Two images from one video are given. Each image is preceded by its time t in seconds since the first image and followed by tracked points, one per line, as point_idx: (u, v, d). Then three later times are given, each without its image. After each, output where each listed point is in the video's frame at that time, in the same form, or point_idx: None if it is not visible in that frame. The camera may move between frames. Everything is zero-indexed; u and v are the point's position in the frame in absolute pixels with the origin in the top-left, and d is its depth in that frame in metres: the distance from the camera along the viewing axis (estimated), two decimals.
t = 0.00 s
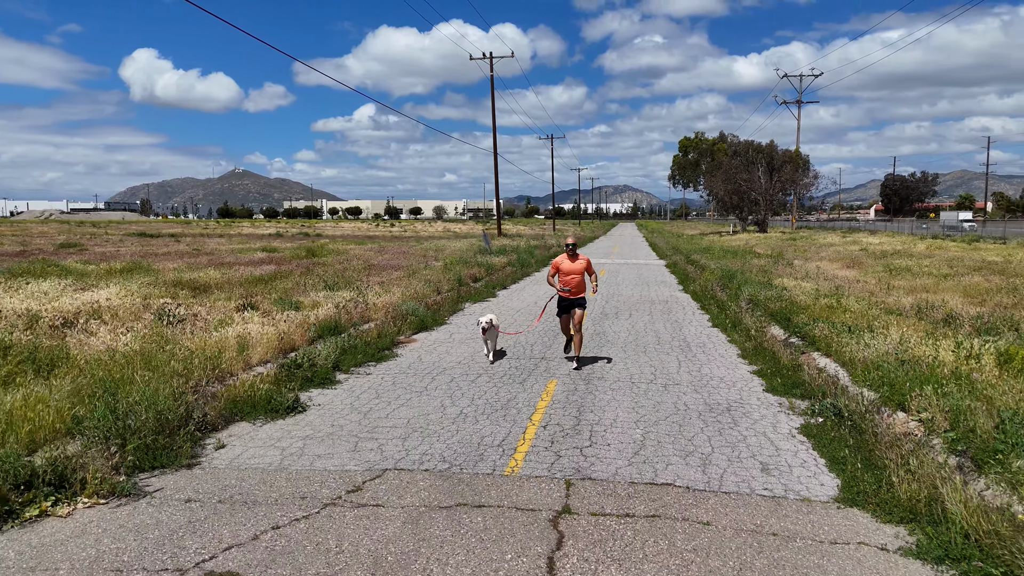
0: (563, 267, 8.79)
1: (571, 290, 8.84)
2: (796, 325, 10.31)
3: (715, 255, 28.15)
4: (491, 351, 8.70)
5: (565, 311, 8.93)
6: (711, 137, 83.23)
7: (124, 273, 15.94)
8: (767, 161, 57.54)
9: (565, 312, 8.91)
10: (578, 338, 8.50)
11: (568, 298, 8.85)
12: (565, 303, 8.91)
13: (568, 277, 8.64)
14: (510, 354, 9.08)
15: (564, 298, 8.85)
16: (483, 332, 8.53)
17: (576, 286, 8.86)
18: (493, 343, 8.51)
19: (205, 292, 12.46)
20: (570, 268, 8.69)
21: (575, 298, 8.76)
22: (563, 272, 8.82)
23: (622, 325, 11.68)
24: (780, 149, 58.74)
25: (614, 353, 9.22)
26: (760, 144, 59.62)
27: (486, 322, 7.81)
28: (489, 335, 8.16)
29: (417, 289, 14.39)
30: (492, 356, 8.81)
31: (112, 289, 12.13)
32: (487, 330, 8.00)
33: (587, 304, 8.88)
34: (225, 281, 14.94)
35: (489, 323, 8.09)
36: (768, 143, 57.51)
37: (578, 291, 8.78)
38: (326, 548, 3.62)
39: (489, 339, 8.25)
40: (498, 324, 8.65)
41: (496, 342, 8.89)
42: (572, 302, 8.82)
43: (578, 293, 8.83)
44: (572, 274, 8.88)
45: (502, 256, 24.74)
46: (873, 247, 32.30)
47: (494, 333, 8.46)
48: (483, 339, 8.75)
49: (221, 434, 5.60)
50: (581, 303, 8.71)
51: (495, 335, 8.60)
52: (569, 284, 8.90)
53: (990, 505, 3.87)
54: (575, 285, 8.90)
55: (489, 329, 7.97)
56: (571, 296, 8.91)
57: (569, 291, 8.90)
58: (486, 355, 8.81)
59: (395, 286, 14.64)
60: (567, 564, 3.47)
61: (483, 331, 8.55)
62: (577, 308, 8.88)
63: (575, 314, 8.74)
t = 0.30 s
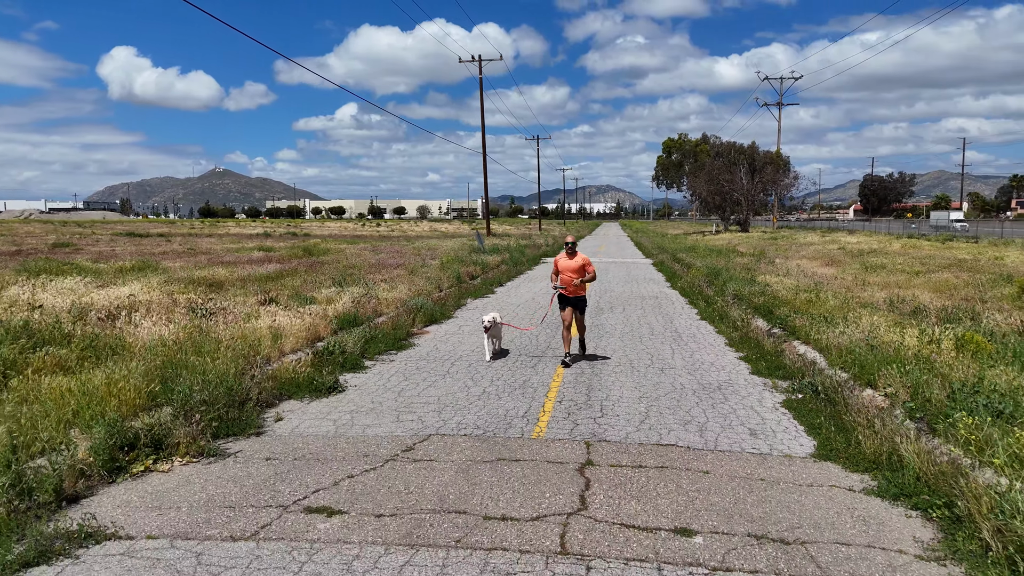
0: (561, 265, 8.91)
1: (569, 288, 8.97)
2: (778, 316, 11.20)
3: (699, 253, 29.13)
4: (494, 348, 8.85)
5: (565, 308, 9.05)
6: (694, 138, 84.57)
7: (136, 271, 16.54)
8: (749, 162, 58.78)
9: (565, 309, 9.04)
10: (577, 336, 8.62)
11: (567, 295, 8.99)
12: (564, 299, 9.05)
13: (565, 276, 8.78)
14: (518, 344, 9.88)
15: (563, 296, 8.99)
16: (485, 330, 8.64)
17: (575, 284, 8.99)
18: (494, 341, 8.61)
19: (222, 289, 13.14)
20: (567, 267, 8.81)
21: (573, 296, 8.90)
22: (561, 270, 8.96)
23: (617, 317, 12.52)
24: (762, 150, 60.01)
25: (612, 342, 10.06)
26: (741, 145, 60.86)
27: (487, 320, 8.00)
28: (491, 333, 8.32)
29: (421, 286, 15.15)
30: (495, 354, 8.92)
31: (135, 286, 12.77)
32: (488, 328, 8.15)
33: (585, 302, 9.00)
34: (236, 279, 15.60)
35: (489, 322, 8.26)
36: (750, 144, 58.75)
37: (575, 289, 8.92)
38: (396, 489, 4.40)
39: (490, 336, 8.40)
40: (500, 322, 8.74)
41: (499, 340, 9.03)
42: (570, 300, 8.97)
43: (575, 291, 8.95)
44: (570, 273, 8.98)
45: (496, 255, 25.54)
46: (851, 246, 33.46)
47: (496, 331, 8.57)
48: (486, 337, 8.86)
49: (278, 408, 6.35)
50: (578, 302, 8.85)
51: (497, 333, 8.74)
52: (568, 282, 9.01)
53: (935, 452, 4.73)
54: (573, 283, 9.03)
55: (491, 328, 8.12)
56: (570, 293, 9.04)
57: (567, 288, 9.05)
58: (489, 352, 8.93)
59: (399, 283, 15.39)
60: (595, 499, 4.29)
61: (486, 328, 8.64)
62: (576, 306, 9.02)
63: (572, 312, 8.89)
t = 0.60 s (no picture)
0: (565, 265, 9.19)
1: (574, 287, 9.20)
2: (762, 310, 12.10)
3: (686, 253, 30.08)
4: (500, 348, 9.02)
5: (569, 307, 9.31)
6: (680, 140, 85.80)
7: (149, 269, 17.18)
8: (733, 164, 59.95)
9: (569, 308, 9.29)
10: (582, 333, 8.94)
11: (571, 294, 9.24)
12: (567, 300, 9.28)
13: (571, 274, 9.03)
14: (523, 336, 10.70)
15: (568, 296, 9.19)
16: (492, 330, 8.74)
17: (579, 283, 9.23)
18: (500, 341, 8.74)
19: (238, 286, 13.84)
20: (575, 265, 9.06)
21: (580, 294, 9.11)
22: (566, 270, 9.20)
23: (613, 312, 13.39)
24: (746, 152, 61.22)
25: (610, 333, 10.90)
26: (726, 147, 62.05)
27: (493, 320, 8.19)
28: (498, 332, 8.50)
29: (425, 283, 15.93)
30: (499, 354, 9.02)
31: (156, 283, 13.45)
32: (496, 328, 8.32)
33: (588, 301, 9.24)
34: (248, 276, 16.30)
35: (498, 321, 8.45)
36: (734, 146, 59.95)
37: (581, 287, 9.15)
38: (442, 449, 5.20)
39: (498, 336, 8.54)
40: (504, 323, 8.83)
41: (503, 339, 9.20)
42: (576, 299, 9.19)
43: (580, 290, 9.18)
44: (574, 272, 9.23)
45: (491, 254, 26.35)
46: (832, 246, 34.55)
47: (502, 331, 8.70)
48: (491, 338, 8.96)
49: (320, 389, 7.12)
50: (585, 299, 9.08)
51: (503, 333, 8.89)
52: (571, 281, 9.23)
53: (893, 416, 5.60)
54: (577, 283, 9.26)
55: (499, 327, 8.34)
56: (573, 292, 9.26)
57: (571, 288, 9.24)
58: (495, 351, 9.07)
59: (404, 280, 16.16)
60: (610, 455, 5.11)
61: (491, 330, 8.72)
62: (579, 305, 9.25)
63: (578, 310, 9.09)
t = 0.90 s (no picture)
0: (564, 265, 9.60)
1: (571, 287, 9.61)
2: (746, 304, 12.99)
3: (674, 252, 31.03)
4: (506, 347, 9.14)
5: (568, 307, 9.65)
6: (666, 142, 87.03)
7: (160, 268, 17.83)
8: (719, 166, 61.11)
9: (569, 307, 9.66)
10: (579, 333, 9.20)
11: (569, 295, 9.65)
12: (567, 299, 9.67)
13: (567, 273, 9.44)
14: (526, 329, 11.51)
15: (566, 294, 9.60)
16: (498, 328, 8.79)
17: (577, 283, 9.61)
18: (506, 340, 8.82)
19: (252, 283, 14.55)
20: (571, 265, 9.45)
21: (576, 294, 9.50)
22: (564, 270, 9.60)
23: (607, 307, 14.23)
24: (731, 154, 62.40)
25: (607, 326, 11.73)
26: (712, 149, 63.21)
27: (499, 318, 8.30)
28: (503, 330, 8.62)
29: (427, 281, 16.71)
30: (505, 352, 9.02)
31: (174, 281, 14.14)
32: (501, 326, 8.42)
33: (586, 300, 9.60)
34: (257, 274, 16.98)
35: (502, 321, 8.52)
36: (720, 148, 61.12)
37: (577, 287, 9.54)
38: (471, 419, 6.00)
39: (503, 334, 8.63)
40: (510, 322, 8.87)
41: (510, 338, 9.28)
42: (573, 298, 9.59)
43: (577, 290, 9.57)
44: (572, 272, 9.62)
45: (485, 254, 27.14)
46: (813, 247, 35.64)
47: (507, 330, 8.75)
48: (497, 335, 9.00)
49: (351, 372, 7.90)
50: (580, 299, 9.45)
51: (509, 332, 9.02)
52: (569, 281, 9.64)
53: (859, 389, 6.46)
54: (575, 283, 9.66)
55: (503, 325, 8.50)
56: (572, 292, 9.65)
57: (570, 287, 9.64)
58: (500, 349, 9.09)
59: (407, 278, 16.92)
60: (617, 422, 5.94)
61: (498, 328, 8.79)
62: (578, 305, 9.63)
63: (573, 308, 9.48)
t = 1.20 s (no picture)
0: (564, 267, 9.50)
1: (574, 289, 9.56)
2: (733, 299, 13.82)
3: (663, 252, 31.88)
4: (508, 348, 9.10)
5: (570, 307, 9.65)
6: (654, 144, 88.09)
7: (171, 267, 18.49)
8: (706, 167, 62.18)
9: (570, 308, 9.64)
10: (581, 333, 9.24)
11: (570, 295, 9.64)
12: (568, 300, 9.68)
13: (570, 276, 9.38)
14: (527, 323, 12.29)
15: (568, 296, 9.55)
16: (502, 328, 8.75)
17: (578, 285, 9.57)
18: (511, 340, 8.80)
19: (264, 281, 15.25)
20: (573, 267, 9.37)
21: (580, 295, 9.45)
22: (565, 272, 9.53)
23: (602, 303, 15.04)
24: (718, 156, 63.48)
25: (602, 320, 12.55)
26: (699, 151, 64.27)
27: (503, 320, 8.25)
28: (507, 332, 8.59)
29: (429, 279, 17.45)
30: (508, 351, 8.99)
31: (190, 278, 14.81)
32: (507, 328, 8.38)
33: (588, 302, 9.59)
34: (265, 272, 17.69)
35: (506, 321, 8.53)
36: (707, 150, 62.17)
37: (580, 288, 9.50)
38: (489, 398, 6.78)
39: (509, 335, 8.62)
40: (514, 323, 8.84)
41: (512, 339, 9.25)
42: (575, 299, 9.55)
43: (580, 291, 9.53)
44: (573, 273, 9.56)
45: (481, 254, 27.90)
46: (797, 247, 36.63)
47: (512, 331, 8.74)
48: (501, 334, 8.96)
49: (373, 360, 8.65)
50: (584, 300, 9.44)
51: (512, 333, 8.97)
52: (571, 282, 9.59)
53: (831, 370, 7.26)
54: (576, 284, 9.61)
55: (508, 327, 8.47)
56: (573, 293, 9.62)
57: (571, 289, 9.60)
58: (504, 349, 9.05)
59: (410, 277, 17.67)
60: (618, 399, 6.72)
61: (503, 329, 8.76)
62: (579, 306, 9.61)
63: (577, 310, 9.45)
